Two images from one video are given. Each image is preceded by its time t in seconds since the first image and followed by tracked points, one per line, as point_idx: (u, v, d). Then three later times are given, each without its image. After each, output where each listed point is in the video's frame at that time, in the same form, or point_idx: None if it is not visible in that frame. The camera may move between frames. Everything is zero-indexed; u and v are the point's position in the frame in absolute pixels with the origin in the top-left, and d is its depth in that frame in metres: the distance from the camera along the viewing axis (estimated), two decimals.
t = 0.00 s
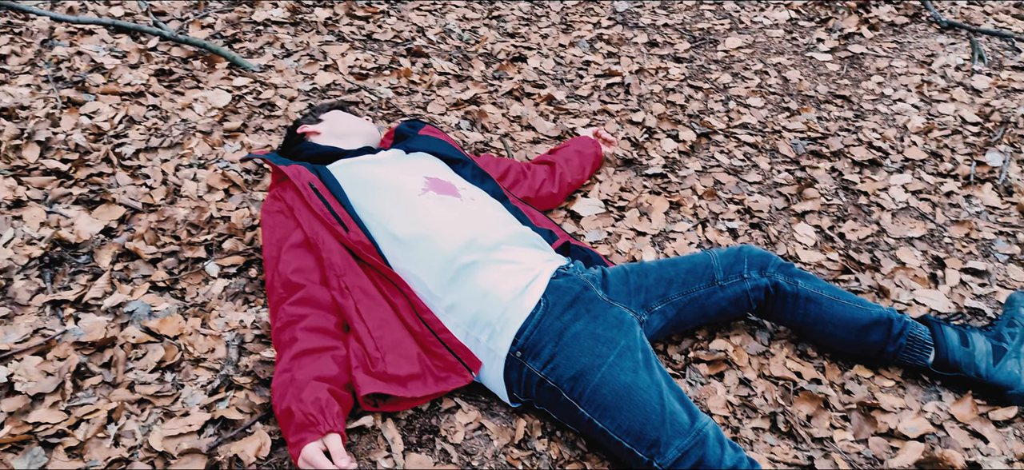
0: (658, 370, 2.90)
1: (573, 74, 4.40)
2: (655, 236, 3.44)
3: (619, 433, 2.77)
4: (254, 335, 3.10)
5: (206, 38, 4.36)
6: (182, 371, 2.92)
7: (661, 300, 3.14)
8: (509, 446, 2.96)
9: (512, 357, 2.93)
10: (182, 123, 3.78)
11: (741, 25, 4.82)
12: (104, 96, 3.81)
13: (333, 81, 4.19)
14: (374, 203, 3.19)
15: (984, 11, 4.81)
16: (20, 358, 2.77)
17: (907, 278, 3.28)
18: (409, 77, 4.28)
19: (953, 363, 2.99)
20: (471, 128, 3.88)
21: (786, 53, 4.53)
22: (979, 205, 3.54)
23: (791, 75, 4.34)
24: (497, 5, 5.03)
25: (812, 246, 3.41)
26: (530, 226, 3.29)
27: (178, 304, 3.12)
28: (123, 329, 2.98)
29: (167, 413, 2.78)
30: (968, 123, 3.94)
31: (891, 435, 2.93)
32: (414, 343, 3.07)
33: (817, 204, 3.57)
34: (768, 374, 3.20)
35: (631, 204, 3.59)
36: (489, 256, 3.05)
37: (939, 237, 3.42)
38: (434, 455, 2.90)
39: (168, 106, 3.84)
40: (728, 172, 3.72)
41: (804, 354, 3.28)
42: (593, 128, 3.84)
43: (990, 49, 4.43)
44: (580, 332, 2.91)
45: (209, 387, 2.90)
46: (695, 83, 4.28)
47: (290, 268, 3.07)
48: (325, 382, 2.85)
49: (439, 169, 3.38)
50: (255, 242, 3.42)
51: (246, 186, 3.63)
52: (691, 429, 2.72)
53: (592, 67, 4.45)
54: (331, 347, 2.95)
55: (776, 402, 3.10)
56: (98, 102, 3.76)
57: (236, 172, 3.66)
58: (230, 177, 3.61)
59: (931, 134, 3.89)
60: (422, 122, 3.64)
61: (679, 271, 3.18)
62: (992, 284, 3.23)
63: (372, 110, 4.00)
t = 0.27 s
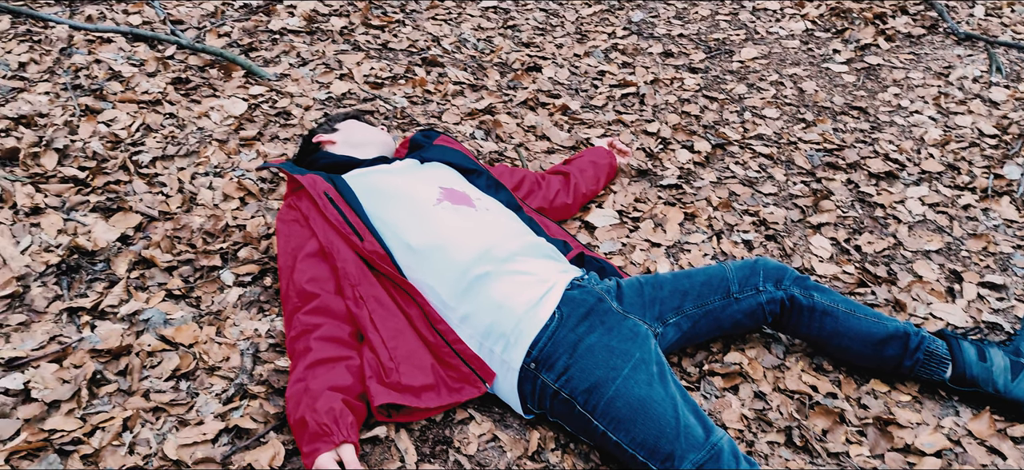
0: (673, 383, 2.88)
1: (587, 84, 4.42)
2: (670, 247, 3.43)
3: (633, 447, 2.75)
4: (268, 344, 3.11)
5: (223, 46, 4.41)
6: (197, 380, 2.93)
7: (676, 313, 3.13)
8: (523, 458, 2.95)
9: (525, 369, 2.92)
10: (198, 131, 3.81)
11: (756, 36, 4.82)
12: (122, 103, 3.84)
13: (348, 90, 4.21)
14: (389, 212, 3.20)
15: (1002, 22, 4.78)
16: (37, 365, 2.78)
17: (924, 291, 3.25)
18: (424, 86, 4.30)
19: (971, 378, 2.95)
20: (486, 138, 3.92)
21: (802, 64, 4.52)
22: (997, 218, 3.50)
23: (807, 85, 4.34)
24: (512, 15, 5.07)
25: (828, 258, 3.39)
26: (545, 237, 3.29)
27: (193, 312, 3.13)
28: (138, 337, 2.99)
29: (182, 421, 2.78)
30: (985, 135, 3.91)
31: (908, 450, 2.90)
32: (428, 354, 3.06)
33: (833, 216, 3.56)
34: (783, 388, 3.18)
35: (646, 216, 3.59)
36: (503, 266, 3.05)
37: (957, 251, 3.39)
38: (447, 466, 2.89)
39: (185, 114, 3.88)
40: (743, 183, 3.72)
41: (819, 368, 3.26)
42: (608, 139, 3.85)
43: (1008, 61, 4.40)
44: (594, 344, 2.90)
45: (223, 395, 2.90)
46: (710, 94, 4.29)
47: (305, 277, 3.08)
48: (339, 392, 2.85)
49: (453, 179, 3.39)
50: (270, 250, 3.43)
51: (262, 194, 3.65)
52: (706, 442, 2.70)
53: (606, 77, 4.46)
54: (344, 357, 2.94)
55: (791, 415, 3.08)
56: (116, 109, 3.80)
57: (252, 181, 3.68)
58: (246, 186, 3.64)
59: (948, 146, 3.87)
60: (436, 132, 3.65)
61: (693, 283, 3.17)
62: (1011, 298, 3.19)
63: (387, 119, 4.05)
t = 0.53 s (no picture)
0: (683, 391, 2.86)
1: (597, 90, 4.44)
2: (680, 254, 3.44)
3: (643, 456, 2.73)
4: (278, 349, 3.11)
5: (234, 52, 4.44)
6: (207, 385, 2.93)
7: (686, 321, 3.11)
8: (532, 466, 2.94)
9: (535, 377, 2.92)
10: (209, 137, 3.83)
11: (767, 42, 4.82)
12: (134, 109, 3.87)
13: (359, 96, 4.26)
14: (398, 218, 3.20)
15: (1014, 29, 4.76)
16: (48, 370, 2.78)
17: (935, 300, 3.23)
18: (434, 92, 4.34)
19: (982, 388, 2.93)
20: (496, 144, 3.95)
21: (812, 71, 4.52)
22: (1010, 227, 3.48)
23: (818, 92, 4.34)
24: (522, 21, 5.10)
25: (838, 266, 3.38)
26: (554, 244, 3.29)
27: (203, 318, 3.13)
28: (149, 342, 2.99)
29: (192, 427, 2.78)
30: (997, 143, 3.89)
31: (920, 460, 2.88)
32: (437, 361, 3.06)
33: (844, 224, 3.55)
34: (793, 396, 3.17)
35: (655, 223, 3.60)
36: (513, 273, 3.04)
37: (968, 259, 3.37)
38: None
39: (197, 119, 3.90)
40: (753, 190, 3.72)
41: (830, 377, 3.24)
42: (618, 146, 3.86)
43: (1020, 69, 4.38)
44: (604, 352, 2.89)
45: (233, 401, 2.89)
46: (721, 100, 4.30)
47: (315, 283, 3.08)
48: (349, 398, 2.84)
49: (463, 186, 3.39)
50: (280, 256, 3.44)
51: (272, 200, 3.66)
52: (716, 452, 2.69)
53: (616, 83, 4.48)
54: (354, 363, 2.94)
55: (802, 424, 3.06)
56: (127, 115, 3.82)
57: (262, 186, 3.70)
58: (256, 191, 3.65)
59: (959, 154, 3.85)
60: (446, 138, 3.66)
61: (703, 291, 3.16)
62: None
63: (397, 125, 4.08)
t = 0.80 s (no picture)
0: (693, 399, 2.86)
1: (607, 96, 4.47)
2: (689, 261, 3.44)
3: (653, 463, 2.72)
4: (288, 354, 3.11)
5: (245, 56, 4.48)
6: (217, 390, 2.93)
7: (696, 328, 3.11)
8: None
9: (545, 383, 2.91)
10: (220, 141, 3.87)
11: (777, 49, 4.83)
12: (145, 113, 3.92)
13: (369, 101, 4.27)
14: (409, 224, 3.21)
15: None
16: (59, 374, 2.79)
17: (946, 308, 3.21)
18: (445, 97, 4.35)
19: (994, 397, 2.91)
20: (506, 149, 3.97)
21: (823, 77, 4.54)
22: (1022, 235, 3.45)
23: (828, 99, 4.35)
24: (532, 26, 5.13)
25: (849, 273, 3.37)
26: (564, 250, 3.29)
27: (213, 322, 3.14)
28: (159, 346, 3.00)
29: (202, 431, 2.78)
30: (1009, 150, 3.87)
31: None
32: (447, 366, 3.06)
33: (855, 231, 3.54)
34: (803, 404, 3.15)
35: (665, 229, 3.60)
36: (523, 279, 3.04)
37: (980, 267, 3.35)
38: None
39: (207, 124, 3.94)
40: (763, 197, 3.73)
41: (840, 384, 3.23)
42: (628, 151, 3.85)
43: None
44: (614, 359, 2.88)
45: (243, 405, 2.89)
46: (731, 106, 4.31)
47: (325, 288, 3.08)
48: (358, 403, 2.84)
49: (473, 191, 3.40)
50: (290, 260, 3.45)
51: (283, 204, 3.68)
52: (726, 460, 2.68)
53: (627, 89, 4.49)
54: (364, 369, 2.94)
55: (813, 432, 3.05)
56: (139, 119, 3.87)
57: (273, 190, 3.72)
58: (266, 196, 3.68)
59: (971, 162, 3.83)
60: (457, 143, 3.67)
61: (713, 297, 3.16)
62: None
63: (406, 129, 4.11)
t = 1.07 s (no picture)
0: (708, 410, 2.83)
1: (620, 104, 4.52)
2: (703, 270, 3.43)
3: None
4: (300, 362, 3.10)
5: (260, 64, 4.55)
6: (230, 396, 2.92)
7: (710, 338, 3.09)
8: None
9: (558, 393, 2.90)
10: (234, 148, 3.93)
11: (791, 58, 4.85)
12: (160, 119, 4.00)
13: (382, 107, 4.34)
14: (422, 232, 3.21)
15: None
16: (74, 379, 2.79)
17: (962, 320, 3.18)
18: (458, 105, 4.42)
19: (1011, 410, 2.88)
20: (519, 158, 4.03)
21: (837, 86, 4.55)
22: None
23: (842, 108, 4.36)
24: (546, 34, 5.18)
25: (864, 284, 3.35)
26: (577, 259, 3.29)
27: (227, 329, 3.14)
28: (173, 352, 3.00)
29: (215, 438, 2.77)
30: None
31: None
32: (460, 375, 3.05)
33: (869, 242, 3.53)
34: (818, 416, 3.13)
35: (679, 238, 3.60)
36: (536, 288, 3.04)
37: (997, 278, 3.32)
38: None
39: (222, 130, 4.01)
40: (777, 206, 3.74)
41: (855, 396, 3.20)
42: (641, 161, 3.89)
43: None
44: (628, 369, 2.86)
45: (256, 413, 2.88)
46: (745, 115, 4.34)
47: (338, 296, 3.08)
48: (371, 411, 2.82)
49: (486, 200, 3.41)
50: (303, 267, 3.46)
51: (296, 211, 3.70)
52: None
53: (640, 97, 4.56)
54: (377, 377, 2.93)
55: (827, 445, 3.02)
56: (154, 125, 3.94)
57: (286, 197, 3.75)
58: (280, 202, 3.70)
59: (987, 172, 3.81)
60: (470, 152, 3.69)
61: (728, 308, 3.14)
62: None
63: (420, 137, 4.17)
